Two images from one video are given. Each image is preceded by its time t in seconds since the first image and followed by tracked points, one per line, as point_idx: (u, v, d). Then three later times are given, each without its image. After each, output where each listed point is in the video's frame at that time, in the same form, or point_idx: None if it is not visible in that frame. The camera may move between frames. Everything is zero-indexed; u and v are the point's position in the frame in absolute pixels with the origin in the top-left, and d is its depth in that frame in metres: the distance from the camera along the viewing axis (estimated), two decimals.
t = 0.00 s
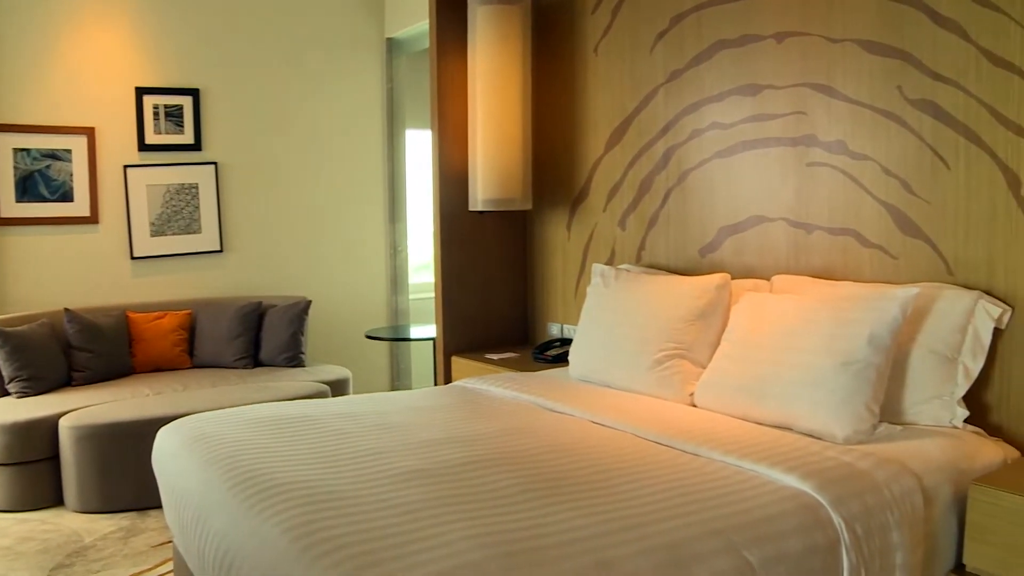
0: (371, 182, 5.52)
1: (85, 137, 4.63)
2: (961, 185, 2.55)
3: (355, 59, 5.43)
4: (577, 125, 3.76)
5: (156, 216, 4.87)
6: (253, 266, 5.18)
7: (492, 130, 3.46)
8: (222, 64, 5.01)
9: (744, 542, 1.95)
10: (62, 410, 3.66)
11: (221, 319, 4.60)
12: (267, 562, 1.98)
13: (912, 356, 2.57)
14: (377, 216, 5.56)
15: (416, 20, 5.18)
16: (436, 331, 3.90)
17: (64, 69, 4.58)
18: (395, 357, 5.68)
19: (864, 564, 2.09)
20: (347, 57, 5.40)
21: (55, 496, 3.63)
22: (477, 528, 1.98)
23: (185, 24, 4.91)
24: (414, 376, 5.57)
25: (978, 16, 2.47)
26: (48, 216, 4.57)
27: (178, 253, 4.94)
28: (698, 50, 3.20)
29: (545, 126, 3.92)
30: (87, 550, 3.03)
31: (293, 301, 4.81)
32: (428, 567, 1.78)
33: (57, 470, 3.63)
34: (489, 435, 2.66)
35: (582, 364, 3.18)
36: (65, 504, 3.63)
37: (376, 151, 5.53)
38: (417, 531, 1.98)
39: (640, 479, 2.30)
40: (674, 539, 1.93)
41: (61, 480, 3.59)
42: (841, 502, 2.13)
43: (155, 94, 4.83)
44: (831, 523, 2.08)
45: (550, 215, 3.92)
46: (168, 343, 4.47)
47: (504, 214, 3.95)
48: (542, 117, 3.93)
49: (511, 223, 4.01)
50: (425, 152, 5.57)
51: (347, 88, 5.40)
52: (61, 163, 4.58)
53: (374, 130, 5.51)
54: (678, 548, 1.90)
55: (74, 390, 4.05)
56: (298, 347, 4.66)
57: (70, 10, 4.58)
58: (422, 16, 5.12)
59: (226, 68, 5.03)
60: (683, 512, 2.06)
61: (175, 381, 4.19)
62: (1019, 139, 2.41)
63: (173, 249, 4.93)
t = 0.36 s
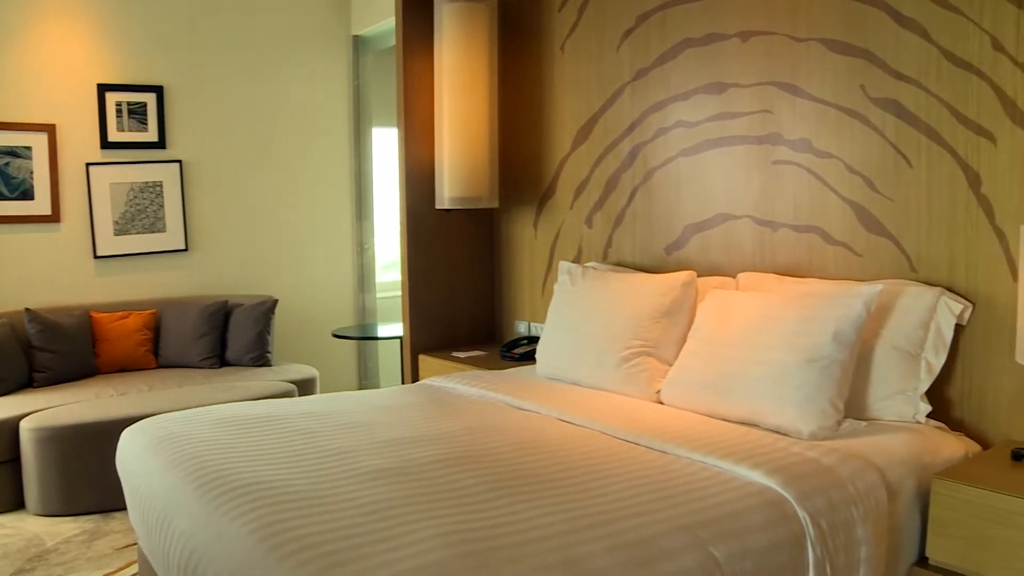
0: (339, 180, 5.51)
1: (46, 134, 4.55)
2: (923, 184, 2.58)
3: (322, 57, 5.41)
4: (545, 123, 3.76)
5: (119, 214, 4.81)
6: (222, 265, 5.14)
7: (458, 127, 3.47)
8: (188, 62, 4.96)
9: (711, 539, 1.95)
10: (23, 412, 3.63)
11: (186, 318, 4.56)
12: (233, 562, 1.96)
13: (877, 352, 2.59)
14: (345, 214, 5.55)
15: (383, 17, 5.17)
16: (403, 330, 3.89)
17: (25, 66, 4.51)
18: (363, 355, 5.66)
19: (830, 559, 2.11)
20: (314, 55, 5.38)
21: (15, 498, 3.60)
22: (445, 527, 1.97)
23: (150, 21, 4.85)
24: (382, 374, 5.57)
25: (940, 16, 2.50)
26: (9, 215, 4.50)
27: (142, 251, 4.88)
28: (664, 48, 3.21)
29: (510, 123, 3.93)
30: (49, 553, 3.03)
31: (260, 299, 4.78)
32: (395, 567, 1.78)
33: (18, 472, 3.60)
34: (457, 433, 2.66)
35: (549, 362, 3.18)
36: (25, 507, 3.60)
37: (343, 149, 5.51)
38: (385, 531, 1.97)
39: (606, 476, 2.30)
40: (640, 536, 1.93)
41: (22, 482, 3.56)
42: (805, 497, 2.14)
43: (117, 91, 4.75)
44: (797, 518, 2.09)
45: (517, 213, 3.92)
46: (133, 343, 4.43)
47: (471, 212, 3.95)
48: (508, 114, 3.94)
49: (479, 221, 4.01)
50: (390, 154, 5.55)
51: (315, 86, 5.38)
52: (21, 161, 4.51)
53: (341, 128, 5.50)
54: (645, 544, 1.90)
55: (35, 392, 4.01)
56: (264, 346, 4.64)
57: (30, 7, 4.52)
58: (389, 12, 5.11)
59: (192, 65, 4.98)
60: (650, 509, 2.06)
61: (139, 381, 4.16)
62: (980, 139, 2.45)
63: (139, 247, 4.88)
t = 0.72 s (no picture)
0: (308, 178, 5.49)
1: (7, 131, 4.48)
2: (888, 181, 2.61)
3: (291, 55, 5.38)
4: (514, 121, 3.77)
5: (83, 213, 4.74)
6: (191, 264, 5.10)
7: (427, 124, 3.48)
8: (155, 59, 4.91)
9: (679, 535, 1.94)
10: None
11: (154, 317, 4.53)
12: (199, 561, 1.93)
13: (843, 348, 2.61)
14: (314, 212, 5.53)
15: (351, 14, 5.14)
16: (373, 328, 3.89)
17: None
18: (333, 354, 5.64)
19: (797, 553, 2.12)
20: (283, 53, 5.35)
21: None
22: (413, 524, 1.96)
23: (115, 17, 4.78)
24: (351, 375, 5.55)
25: (904, 17, 2.52)
26: None
27: (107, 250, 4.82)
28: (632, 46, 3.23)
29: (479, 121, 3.93)
30: (15, 557, 3.04)
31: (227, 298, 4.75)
32: (361, 564, 1.76)
33: None
34: (425, 431, 2.66)
35: (518, 360, 3.18)
36: None
37: (311, 147, 5.48)
38: (353, 528, 1.95)
39: (575, 472, 2.30)
40: (610, 532, 1.91)
41: None
42: (773, 492, 2.15)
43: (81, 88, 4.68)
44: (764, 513, 2.10)
45: (486, 211, 3.94)
46: (99, 343, 4.39)
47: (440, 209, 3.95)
48: (476, 112, 3.94)
49: (448, 219, 4.02)
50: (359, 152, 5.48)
51: (286, 84, 5.36)
52: None
53: (310, 125, 5.46)
54: (616, 539, 1.88)
55: None
56: (232, 345, 4.63)
57: None
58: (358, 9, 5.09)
59: (159, 62, 4.92)
60: (622, 504, 2.05)
61: (105, 381, 4.13)
62: (944, 138, 2.47)
63: (106, 246, 4.82)
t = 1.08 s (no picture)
0: (276, 174, 5.40)
1: None
2: (855, 177, 2.63)
3: (260, 50, 5.30)
4: (484, 117, 3.76)
5: (48, 210, 4.64)
6: (160, 263, 5.01)
7: (396, 120, 3.47)
8: (122, 54, 4.81)
9: (649, 531, 1.95)
10: None
11: (121, 315, 4.49)
12: (165, 562, 1.92)
13: (811, 344, 2.63)
14: (281, 209, 5.43)
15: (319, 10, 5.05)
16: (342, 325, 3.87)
17: None
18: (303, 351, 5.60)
19: (766, 547, 2.13)
20: (252, 48, 5.26)
21: None
22: (381, 521, 1.95)
23: (81, 11, 4.68)
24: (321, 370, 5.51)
25: (871, 15, 2.54)
26: None
27: (73, 248, 4.72)
28: (602, 42, 3.23)
29: (449, 117, 3.92)
30: None
31: (196, 296, 4.73)
32: (333, 562, 1.75)
33: None
34: (396, 429, 2.65)
35: (488, 356, 3.18)
36: None
37: (279, 142, 5.39)
38: (321, 526, 1.94)
39: (544, 469, 2.30)
40: (581, 529, 1.91)
41: None
42: (742, 487, 2.16)
43: (45, 83, 4.58)
44: (733, 508, 2.11)
45: (455, 207, 3.93)
46: (66, 342, 4.35)
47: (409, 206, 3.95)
48: (445, 108, 3.93)
49: (417, 215, 4.01)
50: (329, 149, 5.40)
51: (258, 80, 5.29)
52: None
53: (276, 120, 5.37)
54: (587, 536, 1.88)
55: None
56: (201, 343, 4.62)
57: None
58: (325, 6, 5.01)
59: (127, 57, 4.83)
60: (593, 500, 2.06)
61: (72, 381, 4.09)
62: (910, 135, 2.50)
63: (72, 244, 4.72)
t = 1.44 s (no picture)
0: (248, 169, 5.36)
1: None
2: (825, 171, 2.65)
3: (232, 43, 5.25)
4: (457, 111, 3.75)
5: (14, 204, 4.56)
6: (132, 258, 4.96)
7: (367, 113, 3.46)
8: (90, 46, 4.75)
9: (622, 523, 1.95)
10: None
11: (90, 310, 4.45)
12: (137, 557, 1.91)
13: (783, 337, 2.64)
14: (253, 203, 5.40)
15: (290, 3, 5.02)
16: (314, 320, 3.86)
17: None
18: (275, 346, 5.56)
19: (738, 538, 2.15)
20: (223, 42, 5.21)
21: None
22: (354, 514, 1.95)
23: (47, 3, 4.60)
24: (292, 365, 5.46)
25: (839, 9, 2.56)
26: None
27: (41, 243, 4.65)
28: (573, 36, 3.24)
29: (420, 111, 3.91)
30: None
31: (167, 291, 4.70)
32: (307, 557, 1.74)
33: None
34: (369, 423, 2.64)
35: (461, 350, 3.18)
36: None
37: (250, 136, 5.35)
38: (294, 520, 1.94)
39: (517, 462, 2.30)
40: (553, 522, 1.91)
41: None
42: (714, 479, 2.17)
43: (9, 75, 4.50)
44: (706, 500, 2.12)
45: (428, 201, 3.93)
46: (34, 338, 4.30)
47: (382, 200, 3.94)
48: (417, 101, 3.92)
49: (390, 209, 4.00)
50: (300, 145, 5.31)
51: (228, 73, 5.24)
52: None
53: (246, 114, 5.32)
54: (559, 529, 1.88)
55: None
56: (172, 339, 4.59)
57: None
58: None
59: (95, 50, 4.76)
60: (563, 493, 2.06)
61: (41, 377, 4.06)
62: (880, 129, 2.52)
63: (39, 239, 4.64)
